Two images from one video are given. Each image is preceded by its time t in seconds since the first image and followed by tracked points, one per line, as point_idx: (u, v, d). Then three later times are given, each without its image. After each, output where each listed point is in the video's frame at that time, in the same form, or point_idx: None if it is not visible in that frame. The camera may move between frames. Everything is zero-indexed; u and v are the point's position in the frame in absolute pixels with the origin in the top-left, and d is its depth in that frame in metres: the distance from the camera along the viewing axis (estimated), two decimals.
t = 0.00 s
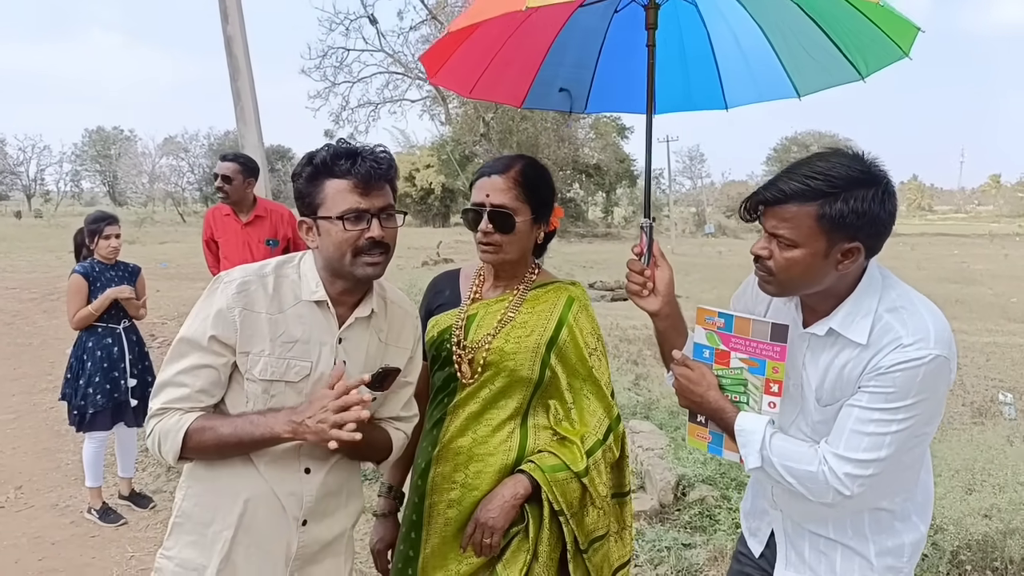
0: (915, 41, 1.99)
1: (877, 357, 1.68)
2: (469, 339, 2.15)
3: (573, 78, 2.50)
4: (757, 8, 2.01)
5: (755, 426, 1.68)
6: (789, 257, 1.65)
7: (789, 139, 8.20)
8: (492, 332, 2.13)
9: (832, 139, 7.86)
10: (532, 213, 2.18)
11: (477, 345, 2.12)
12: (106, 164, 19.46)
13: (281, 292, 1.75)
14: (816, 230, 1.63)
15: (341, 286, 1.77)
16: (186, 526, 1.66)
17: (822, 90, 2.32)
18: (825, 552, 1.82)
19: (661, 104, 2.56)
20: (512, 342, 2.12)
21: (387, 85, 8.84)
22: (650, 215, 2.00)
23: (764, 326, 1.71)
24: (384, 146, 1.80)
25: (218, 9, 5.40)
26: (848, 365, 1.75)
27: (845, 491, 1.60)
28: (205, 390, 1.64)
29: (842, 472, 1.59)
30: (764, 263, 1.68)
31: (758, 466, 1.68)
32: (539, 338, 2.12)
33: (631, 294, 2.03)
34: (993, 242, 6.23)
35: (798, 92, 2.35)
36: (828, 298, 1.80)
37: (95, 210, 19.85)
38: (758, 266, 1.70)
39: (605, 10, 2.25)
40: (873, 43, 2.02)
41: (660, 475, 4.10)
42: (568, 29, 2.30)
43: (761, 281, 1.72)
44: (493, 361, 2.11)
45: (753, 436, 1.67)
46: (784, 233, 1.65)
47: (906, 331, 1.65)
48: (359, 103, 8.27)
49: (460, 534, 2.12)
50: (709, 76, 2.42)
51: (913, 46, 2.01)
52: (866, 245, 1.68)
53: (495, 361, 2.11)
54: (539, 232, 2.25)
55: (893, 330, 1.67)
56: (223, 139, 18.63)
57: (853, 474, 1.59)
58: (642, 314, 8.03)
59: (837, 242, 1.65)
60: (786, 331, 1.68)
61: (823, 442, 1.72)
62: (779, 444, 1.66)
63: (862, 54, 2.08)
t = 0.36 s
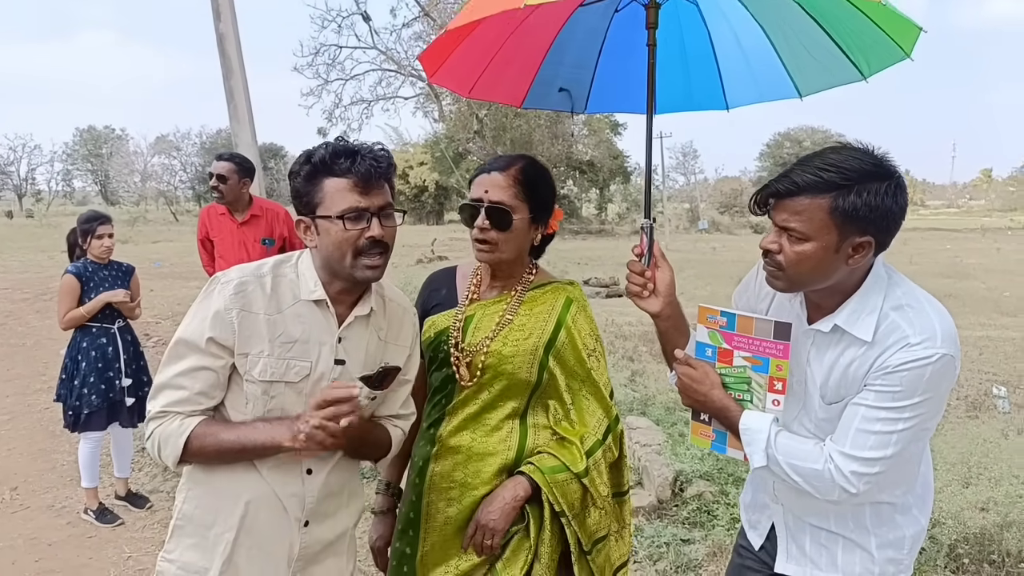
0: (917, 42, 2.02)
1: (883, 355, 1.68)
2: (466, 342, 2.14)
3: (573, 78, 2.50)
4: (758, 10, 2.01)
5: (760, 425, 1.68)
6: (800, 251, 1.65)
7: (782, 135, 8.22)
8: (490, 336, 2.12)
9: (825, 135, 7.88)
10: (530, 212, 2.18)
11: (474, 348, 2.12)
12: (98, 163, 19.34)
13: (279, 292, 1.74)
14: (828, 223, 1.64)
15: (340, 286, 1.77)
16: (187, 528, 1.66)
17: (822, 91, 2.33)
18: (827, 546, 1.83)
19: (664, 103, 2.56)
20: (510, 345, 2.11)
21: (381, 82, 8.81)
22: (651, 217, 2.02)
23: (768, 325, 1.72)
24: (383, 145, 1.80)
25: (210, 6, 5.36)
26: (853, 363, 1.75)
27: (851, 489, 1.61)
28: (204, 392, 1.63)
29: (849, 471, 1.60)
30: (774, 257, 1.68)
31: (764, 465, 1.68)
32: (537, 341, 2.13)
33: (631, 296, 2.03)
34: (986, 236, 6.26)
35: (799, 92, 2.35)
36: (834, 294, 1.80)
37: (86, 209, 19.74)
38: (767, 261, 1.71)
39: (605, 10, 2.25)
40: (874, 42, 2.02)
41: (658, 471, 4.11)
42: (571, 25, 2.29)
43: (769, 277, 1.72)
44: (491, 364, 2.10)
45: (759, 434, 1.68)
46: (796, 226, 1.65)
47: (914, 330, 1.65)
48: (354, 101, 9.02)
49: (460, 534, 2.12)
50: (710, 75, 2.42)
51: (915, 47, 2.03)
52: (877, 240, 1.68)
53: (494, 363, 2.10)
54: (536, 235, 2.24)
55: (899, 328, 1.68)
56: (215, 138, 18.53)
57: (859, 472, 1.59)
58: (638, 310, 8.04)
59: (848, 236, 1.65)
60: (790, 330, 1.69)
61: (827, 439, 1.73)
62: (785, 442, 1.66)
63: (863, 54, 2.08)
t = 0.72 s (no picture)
0: (921, 31, 2.00)
1: (895, 351, 1.68)
2: (474, 341, 2.14)
3: (571, 74, 2.50)
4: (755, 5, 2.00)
5: (770, 423, 1.68)
6: (811, 247, 1.64)
7: (784, 134, 8.21)
8: (498, 336, 2.13)
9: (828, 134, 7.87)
10: (546, 213, 2.18)
11: (482, 348, 2.12)
12: (102, 168, 19.41)
13: (282, 295, 1.74)
14: (839, 219, 1.63)
15: (343, 288, 1.76)
16: (196, 535, 1.66)
17: (822, 82, 2.32)
18: (836, 544, 1.82)
19: (664, 100, 2.56)
20: (517, 347, 2.11)
21: (383, 84, 8.82)
22: (657, 212, 1.98)
23: (778, 323, 1.71)
24: (381, 144, 1.80)
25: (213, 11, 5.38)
26: (863, 360, 1.75)
27: (862, 487, 1.60)
28: (210, 398, 1.63)
29: (860, 468, 1.59)
30: (784, 254, 1.68)
31: (775, 464, 1.68)
32: (543, 344, 2.12)
33: (641, 293, 2.03)
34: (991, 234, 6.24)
35: (798, 83, 2.34)
36: (845, 291, 1.79)
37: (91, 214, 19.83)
38: (777, 257, 1.70)
39: (601, 7, 2.22)
40: (874, 31, 2.01)
41: (665, 472, 4.09)
42: (567, 21, 2.28)
43: (779, 273, 1.71)
44: (498, 366, 2.11)
45: (769, 433, 1.67)
46: (807, 222, 1.64)
47: (925, 326, 1.65)
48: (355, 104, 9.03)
49: (463, 540, 2.12)
50: (708, 68, 2.42)
51: (919, 36, 2.01)
52: (888, 235, 1.67)
53: (500, 365, 2.10)
54: (551, 235, 2.24)
55: (910, 325, 1.67)
56: (219, 142, 18.57)
57: (870, 470, 1.59)
58: (642, 311, 8.03)
59: (859, 232, 1.65)
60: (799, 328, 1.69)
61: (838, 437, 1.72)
62: (795, 441, 1.66)
63: (862, 42, 2.07)
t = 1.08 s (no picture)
0: (922, 31, 1.99)
1: (897, 345, 1.68)
2: (480, 341, 2.14)
3: (576, 78, 2.49)
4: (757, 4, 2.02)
5: (772, 418, 1.67)
6: (815, 236, 1.65)
7: (783, 135, 8.22)
8: (506, 335, 2.13)
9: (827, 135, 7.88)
10: (548, 214, 2.18)
11: (489, 348, 2.12)
12: (102, 171, 19.39)
13: (280, 298, 1.74)
14: (843, 208, 1.63)
15: (341, 288, 1.77)
16: (198, 541, 1.65)
17: (825, 86, 2.32)
18: (839, 547, 1.82)
19: (666, 104, 2.56)
20: (525, 345, 2.13)
21: (382, 86, 8.83)
22: (663, 210, 2.01)
23: (780, 318, 1.72)
24: (374, 143, 1.80)
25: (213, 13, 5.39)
26: (866, 355, 1.75)
27: (864, 482, 1.60)
28: (211, 402, 1.63)
29: (862, 463, 1.59)
30: (789, 245, 1.67)
31: (776, 458, 1.67)
32: (550, 342, 2.14)
33: (644, 289, 2.03)
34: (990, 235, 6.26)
35: (799, 86, 2.34)
36: (847, 284, 1.79)
37: (91, 217, 19.82)
38: (781, 248, 1.70)
39: (607, 10, 2.25)
40: (877, 33, 2.02)
41: (666, 474, 4.09)
42: (574, 24, 2.30)
43: (783, 265, 1.71)
44: (506, 365, 2.12)
45: (771, 427, 1.67)
46: (811, 212, 1.65)
47: (927, 320, 1.65)
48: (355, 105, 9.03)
49: (476, 542, 2.12)
50: (711, 72, 2.42)
51: (919, 35, 2.00)
52: (890, 226, 1.68)
53: (509, 364, 2.12)
54: (553, 236, 2.25)
55: (912, 319, 1.68)
56: (218, 144, 18.55)
57: (873, 464, 1.59)
58: (642, 312, 8.04)
59: (863, 222, 1.65)
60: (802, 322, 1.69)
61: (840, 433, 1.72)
62: (797, 435, 1.66)
63: (863, 44, 2.07)
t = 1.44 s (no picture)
0: (929, 35, 1.97)
1: (902, 339, 1.68)
2: (484, 342, 2.14)
3: (589, 80, 2.50)
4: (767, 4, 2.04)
5: (775, 414, 1.67)
6: (821, 229, 1.65)
7: (785, 135, 8.22)
8: (509, 335, 2.14)
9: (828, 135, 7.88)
10: (547, 214, 2.18)
11: (493, 348, 2.13)
12: (103, 172, 19.40)
13: (279, 300, 1.74)
14: (849, 199, 1.63)
15: (340, 289, 1.77)
16: (202, 545, 1.65)
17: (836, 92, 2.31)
18: (843, 549, 1.82)
19: (677, 106, 2.54)
20: (529, 344, 2.13)
21: (384, 87, 8.84)
22: (669, 206, 2.00)
23: (785, 315, 1.71)
24: (371, 144, 1.81)
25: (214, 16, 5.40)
26: (871, 351, 1.75)
27: (869, 477, 1.59)
28: (212, 406, 1.63)
29: (866, 457, 1.59)
30: (795, 238, 1.68)
31: (779, 454, 1.67)
32: (554, 341, 2.15)
33: (649, 285, 2.04)
34: (991, 235, 6.32)
35: (811, 92, 2.33)
36: (852, 279, 1.79)
37: (92, 219, 19.84)
38: (788, 242, 1.71)
39: (619, 13, 2.28)
40: (888, 37, 2.00)
41: (669, 475, 4.07)
42: (587, 26, 2.32)
43: (789, 258, 1.72)
44: (511, 364, 2.12)
45: (774, 423, 1.66)
46: (817, 204, 1.65)
47: (932, 314, 1.65)
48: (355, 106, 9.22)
49: (484, 542, 2.11)
50: (722, 77, 2.42)
51: (927, 40, 1.98)
52: (896, 217, 1.68)
53: (513, 364, 2.12)
54: (552, 235, 2.25)
55: (917, 312, 1.68)
56: (219, 146, 18.56)
57: (877, 458, 1.58)
58: (644, 313, 8.03)
59: (869, 213, 1.65)
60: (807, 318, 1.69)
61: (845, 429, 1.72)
62: (801, 431, 1.65)
63: (874, 49, 2.06)
